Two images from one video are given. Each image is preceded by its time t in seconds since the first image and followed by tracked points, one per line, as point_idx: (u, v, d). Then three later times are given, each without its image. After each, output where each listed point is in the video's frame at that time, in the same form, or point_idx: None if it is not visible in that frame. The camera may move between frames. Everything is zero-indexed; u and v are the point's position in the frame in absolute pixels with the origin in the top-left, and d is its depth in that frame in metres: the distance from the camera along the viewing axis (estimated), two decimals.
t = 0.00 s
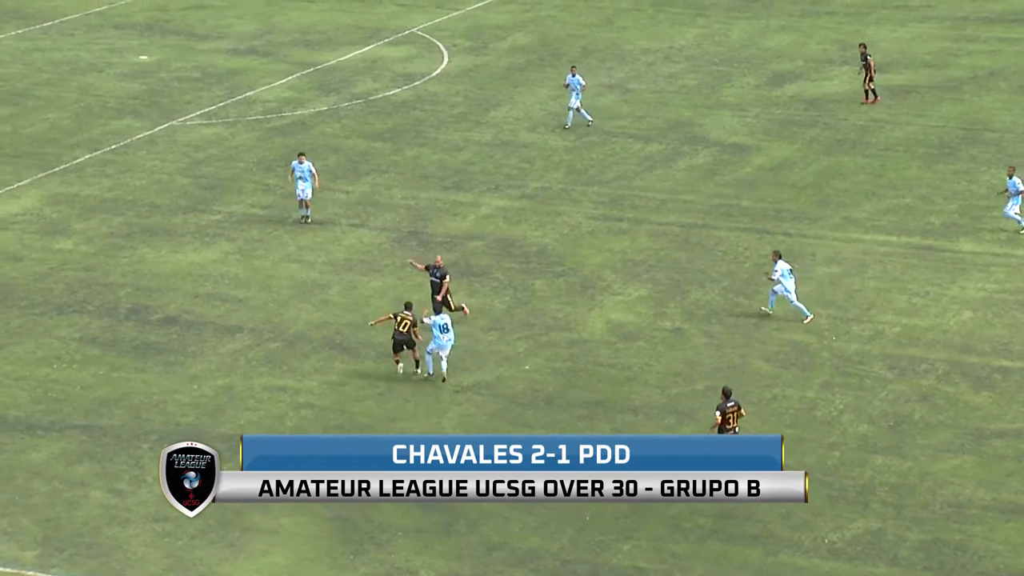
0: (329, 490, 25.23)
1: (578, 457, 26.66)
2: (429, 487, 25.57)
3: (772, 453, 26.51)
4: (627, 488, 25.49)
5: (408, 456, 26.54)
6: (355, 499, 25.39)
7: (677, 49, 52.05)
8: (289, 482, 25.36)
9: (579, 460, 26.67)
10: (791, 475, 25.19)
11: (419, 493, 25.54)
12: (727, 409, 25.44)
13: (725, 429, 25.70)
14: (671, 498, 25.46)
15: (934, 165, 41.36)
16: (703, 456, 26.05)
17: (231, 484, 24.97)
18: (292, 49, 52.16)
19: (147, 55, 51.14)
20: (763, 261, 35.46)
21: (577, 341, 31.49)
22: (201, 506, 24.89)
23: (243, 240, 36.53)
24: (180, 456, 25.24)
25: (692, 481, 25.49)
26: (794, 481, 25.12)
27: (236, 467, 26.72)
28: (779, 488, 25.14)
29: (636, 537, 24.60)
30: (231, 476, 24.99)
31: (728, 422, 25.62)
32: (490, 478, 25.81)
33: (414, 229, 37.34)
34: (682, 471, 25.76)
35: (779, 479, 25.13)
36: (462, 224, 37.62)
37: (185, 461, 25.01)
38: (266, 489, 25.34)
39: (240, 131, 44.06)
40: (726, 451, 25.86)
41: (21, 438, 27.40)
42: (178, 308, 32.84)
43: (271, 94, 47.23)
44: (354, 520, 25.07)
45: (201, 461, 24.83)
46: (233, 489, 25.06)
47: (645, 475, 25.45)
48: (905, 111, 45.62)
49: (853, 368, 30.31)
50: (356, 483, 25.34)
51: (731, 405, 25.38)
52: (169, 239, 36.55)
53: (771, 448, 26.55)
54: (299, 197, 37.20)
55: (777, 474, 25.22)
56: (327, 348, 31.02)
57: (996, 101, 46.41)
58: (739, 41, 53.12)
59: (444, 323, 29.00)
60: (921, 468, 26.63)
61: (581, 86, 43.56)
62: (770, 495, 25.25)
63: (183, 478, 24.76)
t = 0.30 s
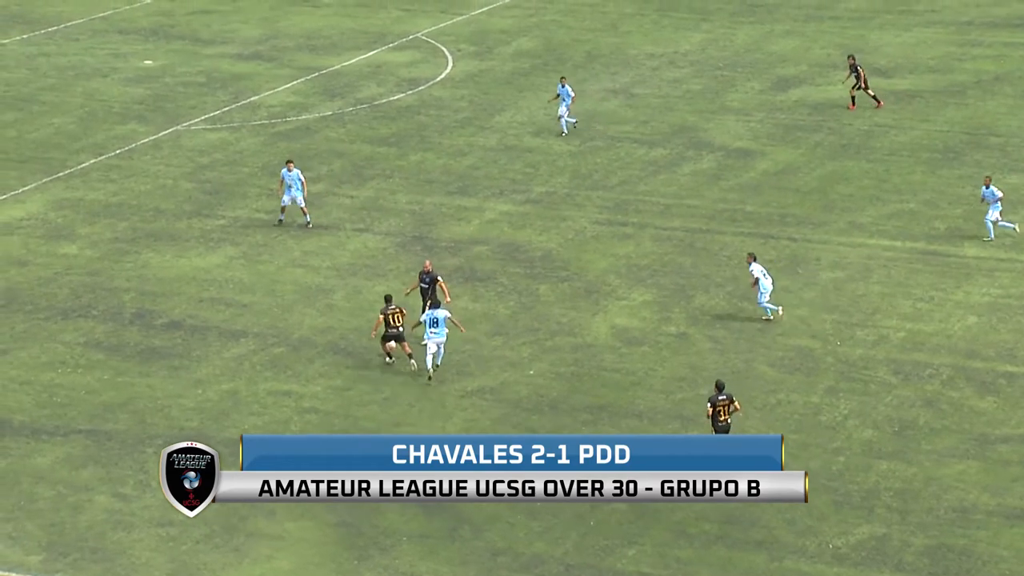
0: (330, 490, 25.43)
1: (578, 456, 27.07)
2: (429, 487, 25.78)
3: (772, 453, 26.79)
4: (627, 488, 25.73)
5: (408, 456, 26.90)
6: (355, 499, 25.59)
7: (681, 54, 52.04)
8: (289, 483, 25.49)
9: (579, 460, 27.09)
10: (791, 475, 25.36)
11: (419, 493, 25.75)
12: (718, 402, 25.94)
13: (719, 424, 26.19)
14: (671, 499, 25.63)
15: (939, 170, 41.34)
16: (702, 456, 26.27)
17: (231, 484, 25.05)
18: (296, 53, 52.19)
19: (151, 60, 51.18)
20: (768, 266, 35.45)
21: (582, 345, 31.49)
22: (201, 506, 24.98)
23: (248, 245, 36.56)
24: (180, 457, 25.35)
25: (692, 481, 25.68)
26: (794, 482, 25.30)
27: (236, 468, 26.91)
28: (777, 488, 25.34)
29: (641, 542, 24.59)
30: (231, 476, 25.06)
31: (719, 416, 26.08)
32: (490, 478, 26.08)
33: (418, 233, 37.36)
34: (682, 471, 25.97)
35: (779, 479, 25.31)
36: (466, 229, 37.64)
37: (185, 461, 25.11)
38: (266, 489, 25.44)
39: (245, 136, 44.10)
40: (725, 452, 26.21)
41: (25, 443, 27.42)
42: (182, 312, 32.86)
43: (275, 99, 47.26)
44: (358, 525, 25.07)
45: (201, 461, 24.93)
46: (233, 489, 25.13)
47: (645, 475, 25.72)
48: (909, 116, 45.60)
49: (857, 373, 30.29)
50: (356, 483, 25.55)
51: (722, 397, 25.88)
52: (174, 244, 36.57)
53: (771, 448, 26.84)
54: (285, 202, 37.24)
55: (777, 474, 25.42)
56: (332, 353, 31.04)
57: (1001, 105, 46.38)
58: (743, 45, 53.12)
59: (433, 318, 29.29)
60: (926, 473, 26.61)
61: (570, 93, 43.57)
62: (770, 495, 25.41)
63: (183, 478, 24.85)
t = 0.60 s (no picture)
0: (330, 490, 25.50)
1: (578, 457, 26.93)
2: (429, 487, 25.79)
3: (773, 453, 26.94)
4: (627, 487, 25.87)
5: (408, 456, 26.86)
6: (355, 499, 25.70)
7: (692, 61, 52.04)
8: (289, 483, 25.60)
9: (579, 460, 26.95)
10: (791, 475, 25.51)
11: (419, 493, 25.71)
12: (718, 407, 25.61)
13: (719, 427, 25.91)
14: (671, 498, 25.84)
15: (950, 177, 41.30)
16: (703, 456, 26.05)
17: (231, 484, 25.20)
18: (307, 60, 52.27)
19: (162, 67, 51.28)
20: (779, 273, 35.42)
21: (592, 352, 31.48)
22: (201, 506, 25.20)
23: (259, 252, 36.60)
24: (180, 458, 25.66)
25: (693, 481, 25.84)
26: (794, 481, 25.44)
27: (236, 468, 27.11)
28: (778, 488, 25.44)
29: (652, 550, 24.56)
30: (231, 476, 25.20)
31: (720, 420, 25.80)
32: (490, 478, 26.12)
33: (429, 240, 37.38)
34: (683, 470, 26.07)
35: (779, 479, 25.44)
36: (477, 236, 37.65)
37: (185, 461, 25.40)
38: (266, 489, 25.59)
39: (256, 142, 44.15)
40: (727, 451, 25.99)
41: (37, 449, 27.45)
42: (193, 319, 32.89)
43: (286, 105, 47.33)
44: (369, 532, 25.06)
45: (201, 462, 25.21)
46: (233, 489, 25.28)
47: (645, 475, 25.85)
48: (920, 123, 45.57)
49: (869, 380, 30.24)
50: (356, 483, 25.60)
51: (721, 401, 25.54)
52: (185, 251, 36.61)
53: (771, 448, 26.99)
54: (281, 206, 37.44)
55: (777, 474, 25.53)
56: (342, 359, 31.06)
57: (1012, 113, 46.32)
58: (753, 52, 53.13)
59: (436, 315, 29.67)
60: (937, 480, 26.56)
61: (567, 99, 43.48)
62: (770, 494, 25.54)
63: (183, 479, 25.11)
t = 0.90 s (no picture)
0: (329, 490, 25.72)
1: (578, 457, 27.12)
2: (429, 487, 26.11)
3: (773, 453, 27.05)
4: (627, 488, 26.04)
5: (408, 456, 26.96)
6: (355, 499, 25.95)
7: (708, 67, 52.02)
8: (289, 483, 25.89)
9: (579, 460, 27.13)
10: (790, 475, 25.79)
11: (419, 493, 26.03)
12: (723, 404, 26.28)
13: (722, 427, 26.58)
14: (671, 498, 26.01)
15: (967, 183, 41.20)
16: (703, 456, 26.49)
17: (231, 484, 25.56)
18: (324, 66, 52.36)
19: (180, 73, 51.41)
20: (795, 280, 35.37)
21: (608, 358, 31.47)
22: (201, 507, 25.53)
23: (275, 257, 36.67)
24: (180, 458, 26.13)
25: (692, 481, 26.08)
26: (794, 482, 25.71)
27: (236, 468, 27.35)
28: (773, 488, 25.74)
29: (668, 556, 24.53)
30: (231, 476, 25.59)
31: (724, 417, 26.42)
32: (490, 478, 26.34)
33: (445, 246, 37.40)
34: (683, 470, 26.31)
35: (778, 479, 25.72)
36: (493, 242, 37.67)
37: (185, 462, 25.86)
38: (266, 489, 25.89)
39: (273, 148, 44.24)
40: (726, 451, 26.43)
41: (55, 453, 27.53)
42: (210, 324, 32.96)
43: (303, 111, 47.41)
44: (385, 538, 25.07)
45: (200, 463, 25.66)
46: (233, 489, 25.62)
47: (645, 475, 26.04)
48: (938, 130, 45.48)
49: (885, 387, 30.18)
50: (356, 484, 25.84)
51: (726, 398, 26.21)
52: (202, 256, 36.68)
53: (771, 448, 27.10)
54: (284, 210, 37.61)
55: (777, 474, 25.81)
56: (359, 365, 31.09)
57: None
58: (770, 59, 53.10)
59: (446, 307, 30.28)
60: (954, 488, 26.49)
61: (572, 101, 43.81)
62: (770, 495, 25.83)
63: (183, 479, 25.51)
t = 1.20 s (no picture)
0: (329, 490, 25.77)
1: (578, 456, 27.11)
2: (429, 486, 26.07)
3: (773, 453, 27.12)
4: (627, 488, 26.09)
5: (408, 456, 27.01)
6: (355, 499, 26.04)
7: (738, 75, 51.94)
8: (289, 483, 25.92)
9: (579, 460, 27.11)
10: (791, 475, 25.86)
11: (419, 493, 26.00)
12: (736, 408, 26.23)
13: (735, 431, 26.53)
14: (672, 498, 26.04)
15: (999, 192, 41.01)
16: (703, 456, 26.69)
17: (231, 484, 25.47)
18: (354, 73, 52.50)
19: (210, 80, 51.60)
20: (825, 288, 35.25)
21: (637, 366, 31.42)
22: (201, 506, 25.53)
23: (305, 264, 36.76)
24: (180, 457, 25.94)
25: (693, 481, 26.05)
26: (794, 481, 25.79)
27: (237, 468, 27.57)
28: (775, 487, 25.79)
29: (697, 565, 24.46)
30: (231, 476, 25.45)
31: (738, 423, 26.39)
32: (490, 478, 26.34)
33: (474, 253, 37.43)
34: (682, 471, 26.31)
35: (779, 479, 25.79)
36: (522, 249, 37.68)
37: (185, 461, 25.69)
38: (266, 489, 25.94)
39: (303, 155, 44.36)
40: (724, 452, 26.58)
41: (85, 459, 27.64)
42: (239, 331, 33.05)
43: (332, 118, 47.54)
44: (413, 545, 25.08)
45: (200, 462, 25.50)
46: (233, 489, 25.56)
47: (646, 475, 26.01)
48: (969, 138, 45.29)
49: (916, 397, 30.03)
50: (356, 483, 25.87)
51: (740, 403, 26.15)
52: (232, 263, 36.79)
53: (771, 447, 27.16)
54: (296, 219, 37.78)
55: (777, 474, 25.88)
56: (388, 372, 31.12)
57: None
58: (801, 67, 53.00)
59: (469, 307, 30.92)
60: (986, 498, 26.34)
61: (588, 105, 43.77)
62: (771, 494, 25.89)
63: (183, 479, 25.40)
